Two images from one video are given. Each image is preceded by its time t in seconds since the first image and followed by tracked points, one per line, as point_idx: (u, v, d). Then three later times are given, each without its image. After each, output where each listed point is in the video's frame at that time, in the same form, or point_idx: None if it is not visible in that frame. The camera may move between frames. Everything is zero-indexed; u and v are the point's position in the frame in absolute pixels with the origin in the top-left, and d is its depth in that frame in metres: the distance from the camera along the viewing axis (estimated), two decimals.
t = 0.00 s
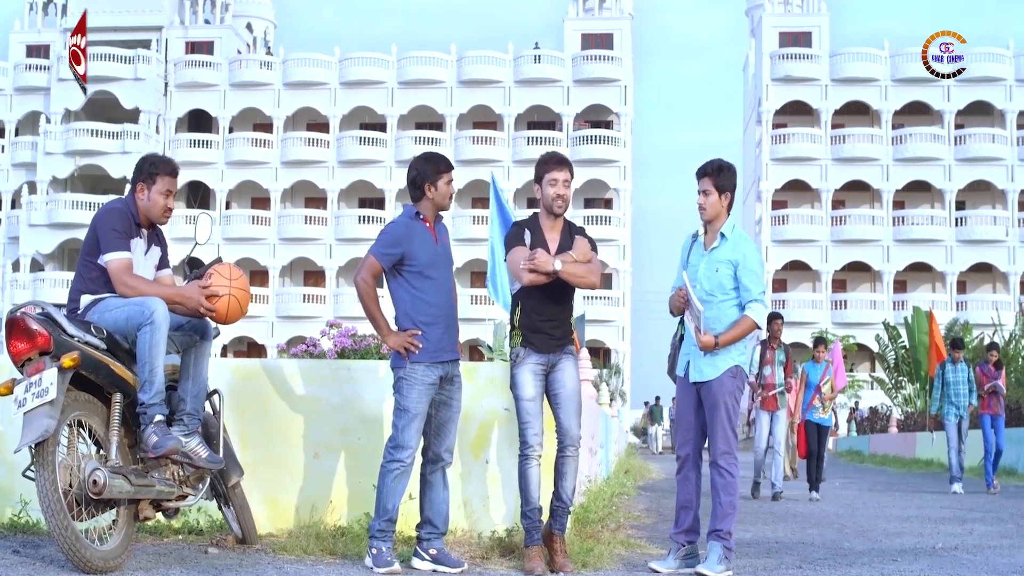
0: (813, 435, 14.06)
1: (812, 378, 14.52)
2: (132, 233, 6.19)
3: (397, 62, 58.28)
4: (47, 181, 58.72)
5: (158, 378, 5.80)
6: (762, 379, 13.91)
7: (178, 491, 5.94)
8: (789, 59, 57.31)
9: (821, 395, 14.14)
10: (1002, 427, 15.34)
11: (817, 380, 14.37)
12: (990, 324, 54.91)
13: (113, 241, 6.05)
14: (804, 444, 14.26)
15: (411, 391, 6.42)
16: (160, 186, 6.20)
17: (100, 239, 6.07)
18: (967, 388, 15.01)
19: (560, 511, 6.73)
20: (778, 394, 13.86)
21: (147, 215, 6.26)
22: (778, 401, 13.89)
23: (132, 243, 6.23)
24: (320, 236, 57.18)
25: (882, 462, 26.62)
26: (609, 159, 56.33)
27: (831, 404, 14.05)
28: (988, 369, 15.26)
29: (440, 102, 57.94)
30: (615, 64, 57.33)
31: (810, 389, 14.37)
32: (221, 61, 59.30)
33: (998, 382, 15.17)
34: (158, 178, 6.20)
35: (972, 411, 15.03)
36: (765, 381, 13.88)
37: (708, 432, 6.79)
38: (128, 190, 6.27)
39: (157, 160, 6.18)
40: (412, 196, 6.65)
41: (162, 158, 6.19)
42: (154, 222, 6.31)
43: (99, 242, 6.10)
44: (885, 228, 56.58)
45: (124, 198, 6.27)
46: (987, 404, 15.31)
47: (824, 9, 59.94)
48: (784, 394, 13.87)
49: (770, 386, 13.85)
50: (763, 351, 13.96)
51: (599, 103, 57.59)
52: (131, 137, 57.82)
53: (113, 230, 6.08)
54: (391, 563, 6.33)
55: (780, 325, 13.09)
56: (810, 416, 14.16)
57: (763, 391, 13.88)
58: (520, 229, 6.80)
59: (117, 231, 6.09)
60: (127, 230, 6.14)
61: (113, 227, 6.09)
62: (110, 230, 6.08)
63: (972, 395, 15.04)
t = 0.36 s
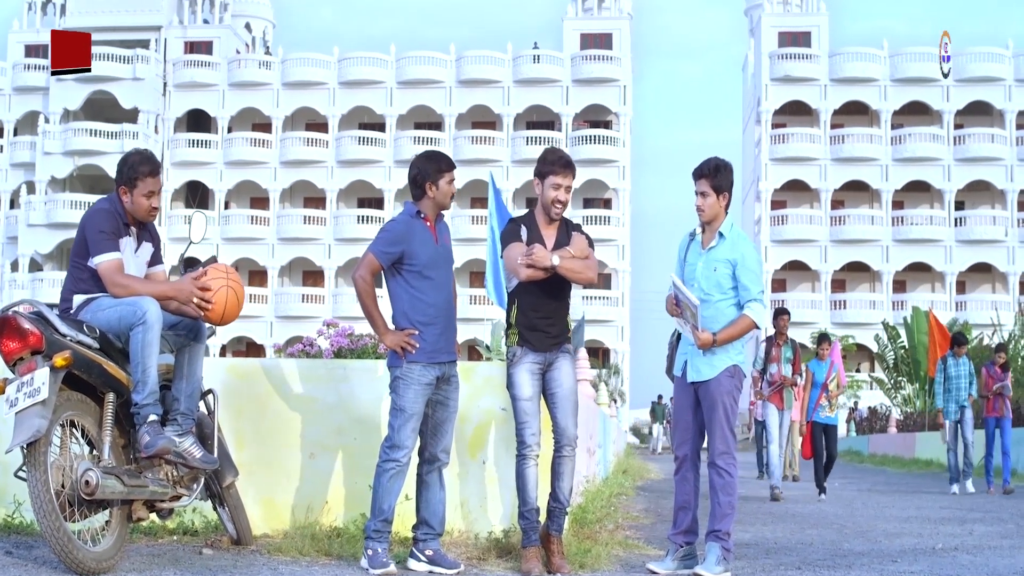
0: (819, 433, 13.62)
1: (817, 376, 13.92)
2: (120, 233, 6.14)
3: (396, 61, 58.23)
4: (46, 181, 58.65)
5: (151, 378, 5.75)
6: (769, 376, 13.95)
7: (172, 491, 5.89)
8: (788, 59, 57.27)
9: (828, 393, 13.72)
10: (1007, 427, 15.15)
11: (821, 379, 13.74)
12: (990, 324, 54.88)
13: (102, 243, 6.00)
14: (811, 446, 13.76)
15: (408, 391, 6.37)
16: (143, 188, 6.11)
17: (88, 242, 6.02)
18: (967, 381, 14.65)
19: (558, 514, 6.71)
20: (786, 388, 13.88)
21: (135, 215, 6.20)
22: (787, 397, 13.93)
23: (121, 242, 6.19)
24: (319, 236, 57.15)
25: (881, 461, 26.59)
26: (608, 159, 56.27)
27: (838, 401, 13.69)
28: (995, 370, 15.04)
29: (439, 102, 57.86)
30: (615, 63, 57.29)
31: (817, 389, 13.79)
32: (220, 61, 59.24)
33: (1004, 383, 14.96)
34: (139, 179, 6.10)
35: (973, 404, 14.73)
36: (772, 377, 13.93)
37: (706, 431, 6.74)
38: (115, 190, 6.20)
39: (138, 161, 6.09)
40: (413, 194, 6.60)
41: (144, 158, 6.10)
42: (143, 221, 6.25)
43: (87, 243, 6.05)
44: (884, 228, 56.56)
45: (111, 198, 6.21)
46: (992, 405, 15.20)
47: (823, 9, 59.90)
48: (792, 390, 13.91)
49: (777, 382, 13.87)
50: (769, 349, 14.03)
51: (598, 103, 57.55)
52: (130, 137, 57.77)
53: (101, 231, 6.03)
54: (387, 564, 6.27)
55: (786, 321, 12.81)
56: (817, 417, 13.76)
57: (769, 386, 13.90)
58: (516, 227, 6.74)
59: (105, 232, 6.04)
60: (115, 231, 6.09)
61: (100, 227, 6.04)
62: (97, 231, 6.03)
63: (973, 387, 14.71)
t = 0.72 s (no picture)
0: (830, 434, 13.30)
1: (829, 373, 13.33)
2: (115, 231, 6.09)
3: (397, 61, 58.18)
4: (47, 181, 58.61)
5: (145, 377, 5.70)
6: (777, 368, 13.56)
7: (166, 491, 5.84)
8: (789, 58, 57.20)
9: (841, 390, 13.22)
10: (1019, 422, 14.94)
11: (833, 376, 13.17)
12: (991, 324, 54.80)
13: (96, 240, 5.95)
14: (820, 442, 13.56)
15: (405, 390, 6.32)
16: (138, 185, 6.06)
17: (82, 239, 5.97)
18: (979, 380, 14.49)
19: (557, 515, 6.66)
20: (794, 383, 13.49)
21: (130, 213, 6.15)
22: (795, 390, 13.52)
23: (116, 240, 6.14)
24: (320, 235, 57.09)
25: (883, 461, 26.50)
26: (609, 158, 56.16)
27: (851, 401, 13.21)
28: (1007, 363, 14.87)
29: (440, 101, 57.80)
30: (615, 63, 57.20)
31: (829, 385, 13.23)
32: (221, 60, 59.17)
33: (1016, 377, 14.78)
34: (134, 177, 6.05)
35: (983, 407, 14.51)
36: (780, 370, 13.54)
37: (706, 429, 6.68)
38: (109, 187, 6.15)
39: (133, 158, 6.03)
40: (415, 192, 6.54)
41: (139, 155, 6.05)
42: (139, 218, 6.20)
43: (81, 241, 6.00)
44: (885, 227, 56.50)
45: (106, 195, 6.16)
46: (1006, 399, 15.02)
47: (824, 8, 59.86)
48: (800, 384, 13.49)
49: (785, 376, 13.51)
50: (778, 341, 13.61)
51: (599, 102, 57.47)
52: (130, 137, 57.74)
53: (95, 229, 5.98)
54: (384, 565, 6.20)
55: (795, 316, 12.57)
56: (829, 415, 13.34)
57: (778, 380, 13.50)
58: (512, 224, 6.68)
59: (100, 230, 5.98)
60: (110, 228, 6.04)
61: (95, 225, 5.99)
62: (91, 228, 5.97)
63: (984, 389, 14.49)
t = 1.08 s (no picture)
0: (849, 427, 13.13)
1: (846, 366, 13.39)
2: (118, 228, 6.06)
3: (402, 60, 58.13)
4: (52, 181, 58.66)
5: (146, 375, 5.66)
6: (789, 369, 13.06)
7: (167, 491, 5.79)
8: (794, 58, 57.10)
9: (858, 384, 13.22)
10: None
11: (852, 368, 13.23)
12: (997, 323, 54.66)
13: (99, 236, 5.91)
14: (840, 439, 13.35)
15: (408, 389, 6.27)
16: (145, 179, 6.06)
17: (86, 234, 5.93)
18: (991, 382, 14.39)
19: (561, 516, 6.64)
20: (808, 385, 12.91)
21: (135, 209, 6.12)
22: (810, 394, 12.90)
23: (119, 237, 6.11)
24: (325, 235, 57.07)
25: (889, 461, 26.43)
26: (615, 158, 56.08)
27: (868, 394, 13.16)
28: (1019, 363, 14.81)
29: (445, 101, 57.79)
30: (621, 62, 57.14)
31: (845, 379, 13.28)
32: (226, 60, 59.19)
33: None
34: (143, 171, 6.07)
35: (995, 408, 14.43)
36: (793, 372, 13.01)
37: (709, 428, 6.64)
38: (114, 183, 6.13)
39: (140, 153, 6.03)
40: (419, 190, 6.49)
41: (151, 151, 6.10)
42: (143, 216, 6.18)
43: (84, 237, 5.96)
44: (891, 226, 56.39)
45: (112, 191, 6.14)
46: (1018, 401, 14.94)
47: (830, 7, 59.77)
48: (815, 386, 12.91)
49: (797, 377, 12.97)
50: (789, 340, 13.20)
51: (604, 102, 57.41)
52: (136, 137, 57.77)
53: (99, 225, 5.95)
54: (387, 565, 6.16)
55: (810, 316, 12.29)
56: (844, 409, 13.19)
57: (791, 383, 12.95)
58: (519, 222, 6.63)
59: (103, 225, 5.95)
60: (114, 224, 6.01)
61: (99, 221, 5.96)
62: (95, 225, 5.95)
63: (996, 391, 14.42)
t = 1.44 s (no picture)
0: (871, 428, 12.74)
1: (867, 363, 12.86)
2: (124, 225, 6.02)
3: (410, 60, 58.10)
4: (61, 181, 58.74)
5: (151, 374, 5.63)
6: (809, 362, 12.29)
7: (172, 491, 5.75)
8: (802, 56, 56.91)
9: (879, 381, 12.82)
10: None
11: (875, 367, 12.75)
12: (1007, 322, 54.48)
13: (104, 233, 5.87)
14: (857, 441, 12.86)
15: (416, 387, 6.22)
16: (152, 174, 6.04)
17: (91, 231, 5.89)
18: (1005, 376, 14.15)
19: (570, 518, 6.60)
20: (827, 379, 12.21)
21: (141, 206, 6.09)
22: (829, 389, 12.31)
23: (125, 234, 6.06)
24: (333, 235, 57.06)
25: (899, 460, 26.32)
26: (623, 157, 55.95)
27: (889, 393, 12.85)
28: None
29: (454, 101, 57.74)
30: (629, 61, 57.04)
31: (866, 377, 12.80)
32: (234, 60, 59.21)
33: None
34: (149, 166, 6.04)
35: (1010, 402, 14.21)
36: (812, 366, 12.22)
37: (717, 427, 6.58)
38: (120, 180, 6.09)
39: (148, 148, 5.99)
40: (427, 188, 6.44)
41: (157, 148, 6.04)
42: (149, 212, 6.14)
43: (90, 233, 5.91)
44: (900, 225, 56.21)
45: (117, 188, 6.11)
46: None
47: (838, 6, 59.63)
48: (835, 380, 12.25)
49: (817, 372, 12.22)
50: (809, 333, 12.46)
51: (612, 101, 57.32)
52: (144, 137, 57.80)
53: (105, 221, 5.90)
54: (393, 565, 6.11)
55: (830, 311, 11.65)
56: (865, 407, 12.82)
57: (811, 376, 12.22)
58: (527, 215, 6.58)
59: (109, 222, 5.91)
60: (120, 222, 5.96)
61: (105, 218, 5.90)
62: (101, 222, 5.89)
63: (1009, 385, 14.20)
